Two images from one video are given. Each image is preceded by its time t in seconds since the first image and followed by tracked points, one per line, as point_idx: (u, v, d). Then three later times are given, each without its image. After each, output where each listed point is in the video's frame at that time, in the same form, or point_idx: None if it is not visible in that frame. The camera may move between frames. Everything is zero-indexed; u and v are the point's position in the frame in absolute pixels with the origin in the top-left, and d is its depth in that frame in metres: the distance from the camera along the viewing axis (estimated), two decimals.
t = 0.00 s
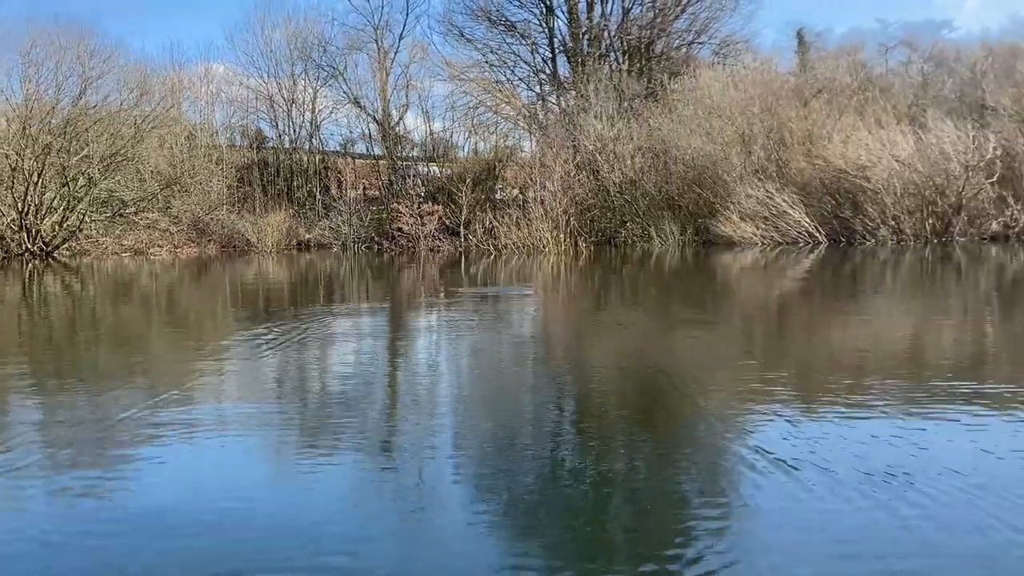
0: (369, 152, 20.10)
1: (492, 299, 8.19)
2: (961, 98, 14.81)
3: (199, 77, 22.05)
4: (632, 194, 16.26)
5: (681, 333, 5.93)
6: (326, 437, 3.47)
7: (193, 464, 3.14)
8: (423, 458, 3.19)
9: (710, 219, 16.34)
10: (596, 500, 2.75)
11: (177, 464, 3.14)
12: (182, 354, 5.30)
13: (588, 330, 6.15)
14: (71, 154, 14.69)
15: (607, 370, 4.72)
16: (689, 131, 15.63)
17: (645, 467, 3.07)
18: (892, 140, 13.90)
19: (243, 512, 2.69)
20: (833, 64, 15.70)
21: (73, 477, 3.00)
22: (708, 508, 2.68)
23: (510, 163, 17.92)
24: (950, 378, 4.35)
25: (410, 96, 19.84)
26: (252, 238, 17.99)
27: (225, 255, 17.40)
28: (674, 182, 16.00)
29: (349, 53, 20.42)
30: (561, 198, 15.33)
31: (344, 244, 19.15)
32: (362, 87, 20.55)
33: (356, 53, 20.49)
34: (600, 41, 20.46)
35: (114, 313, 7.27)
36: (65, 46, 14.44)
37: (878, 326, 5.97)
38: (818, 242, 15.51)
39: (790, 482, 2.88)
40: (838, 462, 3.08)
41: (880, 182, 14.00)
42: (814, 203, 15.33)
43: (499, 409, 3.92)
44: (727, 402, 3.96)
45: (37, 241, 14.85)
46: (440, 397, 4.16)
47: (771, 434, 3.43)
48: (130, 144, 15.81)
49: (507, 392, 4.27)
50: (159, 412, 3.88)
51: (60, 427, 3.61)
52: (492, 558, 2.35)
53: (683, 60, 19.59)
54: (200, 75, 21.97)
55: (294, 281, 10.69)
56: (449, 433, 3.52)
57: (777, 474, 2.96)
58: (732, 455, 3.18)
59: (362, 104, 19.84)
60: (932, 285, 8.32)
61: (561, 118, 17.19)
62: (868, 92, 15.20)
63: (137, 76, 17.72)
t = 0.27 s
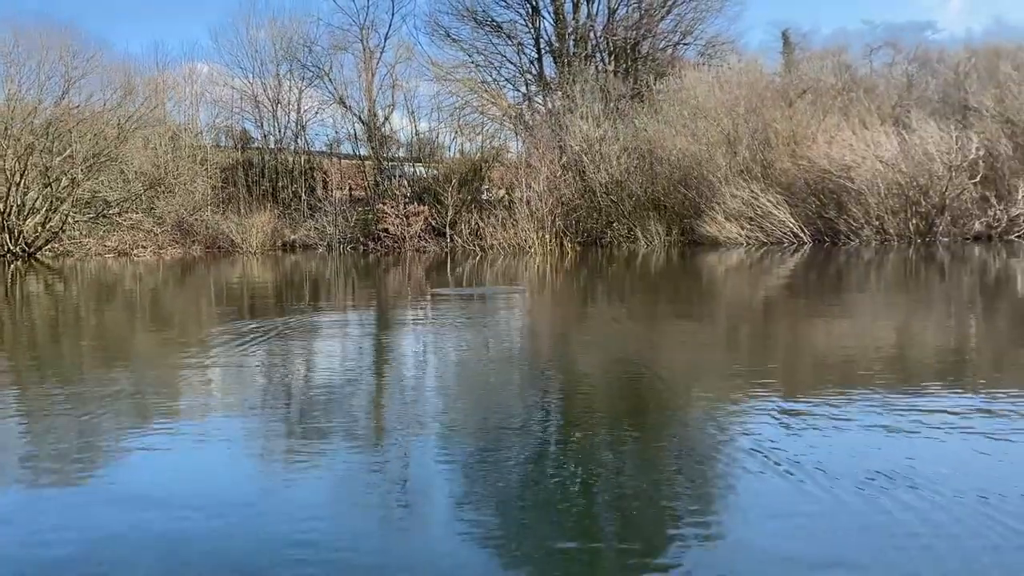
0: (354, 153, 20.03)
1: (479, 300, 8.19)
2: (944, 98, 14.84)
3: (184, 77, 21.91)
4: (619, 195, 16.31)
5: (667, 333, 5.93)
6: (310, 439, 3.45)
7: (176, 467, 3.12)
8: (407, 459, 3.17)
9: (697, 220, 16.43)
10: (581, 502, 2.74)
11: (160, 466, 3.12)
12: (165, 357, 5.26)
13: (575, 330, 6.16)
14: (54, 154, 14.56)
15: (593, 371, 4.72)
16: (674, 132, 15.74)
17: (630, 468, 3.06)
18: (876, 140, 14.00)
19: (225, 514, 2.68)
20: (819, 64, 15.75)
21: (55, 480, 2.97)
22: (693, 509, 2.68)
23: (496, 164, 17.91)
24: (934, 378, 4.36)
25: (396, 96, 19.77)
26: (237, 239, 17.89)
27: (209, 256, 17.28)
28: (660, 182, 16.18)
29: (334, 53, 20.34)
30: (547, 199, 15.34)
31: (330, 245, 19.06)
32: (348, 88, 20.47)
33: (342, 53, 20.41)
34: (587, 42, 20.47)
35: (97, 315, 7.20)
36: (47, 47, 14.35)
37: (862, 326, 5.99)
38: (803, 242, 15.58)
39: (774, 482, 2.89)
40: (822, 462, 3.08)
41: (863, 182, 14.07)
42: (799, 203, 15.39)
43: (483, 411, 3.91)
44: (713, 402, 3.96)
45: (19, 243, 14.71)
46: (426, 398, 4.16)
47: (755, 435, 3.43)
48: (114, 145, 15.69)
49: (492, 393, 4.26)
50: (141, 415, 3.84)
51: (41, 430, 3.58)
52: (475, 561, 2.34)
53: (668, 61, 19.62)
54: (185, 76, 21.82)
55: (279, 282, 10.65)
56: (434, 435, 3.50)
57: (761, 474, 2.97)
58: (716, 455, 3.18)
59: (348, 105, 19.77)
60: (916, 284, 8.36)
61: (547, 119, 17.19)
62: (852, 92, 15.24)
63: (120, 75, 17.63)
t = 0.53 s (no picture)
0: (341, 153, 19.99)
1: (468, 301, 8.20)
2: (929, 99, 14.95)
3: (170, 77, 21.81)
4: (606, 196, 16.29)
5: (655, 333, 5.94)
6: (299, 441, 3.43)
7: (163, 469, 3.09)
8: (397, 461, 3.16)
9: (684, 220, 16.48)
10: (572, 503, 2.73)
11: (147, 469, 3.10)
12: (152, 358, 5.23)
13: (563, 331, 6.17)
14: (38, 154, 14.48)
15: (582, 371, 4.73)
16: (662, 133, 15.82)
17: (622, 469, 3.05)
18: (862, 141, 14.09)
19: (214, 517, 2.66)
20: (805, 65, 15.81)
21: (41, 483, 2.94)
22: (685, 510, 2.67)
23: (484, 164, 17.90)
24: (921, 377, 4.38)
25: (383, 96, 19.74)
26: (223, 240, 17.81)
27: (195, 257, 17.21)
28: (647, 183, 16.17)
29: (322, 53, 20.28)
30: (535, 199, 15.35)
31: (316, 245, 18.98)
32: (335, 88, 20.42)
33: (329, 53, 20.36)
34: (574, 42, 20.49)
35: (83, 317, 7.15)
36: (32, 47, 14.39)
37: (849, 326, 6.01)
38: (790, 242, 15.62)
39: (765, 481, 2.89)
40: (812, 461, 3.08)
41: (850, 182, 14.13)
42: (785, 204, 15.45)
43: (474, 411, 3.90)
44: (702, 402, 3.96)
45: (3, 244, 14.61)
46: (415, 399, 4.14)
47: (747, 433, 3.43)
48: (99, 145, 15.61)
49: (481, 393, 4.25)
50: (129, 417, 3.81)
51: (27, 433, 3.54)
52: (467, 563, 2.33)
53: (655, 61, 19.66)
54: (171, 76, 21.71)
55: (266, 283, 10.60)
56: (423, 436, 3.48)
57: (752, 473, 2.97)
58: (708, 455, 3.18)
59: (335, 105, 19.72)
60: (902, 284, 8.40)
61: (535, 119, 17.20)
62: (838, 93, 15.32)
63: (104, 75, 17.64)
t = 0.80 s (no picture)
0: (329, 154, 19.94)
1: (459, 300, 8.22)
2: (917, 100, 15.09)
3: (158, 77, 21.70)
4: (595, 197, 16.37)
5: (644, 334, 5.95)
6: (286, 442, 3.42)
7: (150, 470, 3.08)
8: (384, 462, 3.16)
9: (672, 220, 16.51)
10: (561, 504, 2.73)
11: (134, 471, 3.08)
12: (139, 359, 5.20)
13: (553, 331, 6.18)
14: (24, 155, 14.37)
15: (571, 372, 4.73)
16: (650, 134, 15.86)
17: (610, 469, 3.06)
18: (849, 142, 14.13)
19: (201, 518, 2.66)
20: (794, 65, 15.88)
21: (26, 485, 2.92)
22: (673, 510, 2.67)
23: (474, 164, 17.89)
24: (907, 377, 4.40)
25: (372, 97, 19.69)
26: (210, 241, 17.74)
27: (183, 257, 17.14)
28: (637, 184, 16.23)
29: (311, 53, 20.21)
30: (524, 199, 15.35)
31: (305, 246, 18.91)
32: (324, 88, 20.36)
33: (318, 54, 20.30)
34: (564, 43, 20.50)
35: (69, 317, 7.10)
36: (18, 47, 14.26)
37: (837, 326, 6.04)
38: (778, 242, 15.66)
39: (752, 481, 2.90)
40: (798, 461, 3.10)
41: (837, 182, 14.18)
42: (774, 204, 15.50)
43: (462, 412, 3.89)
44: (690, 403, 3.97)
45: None
46: (403, 400, 4.14)
47: (736, 434, 3.44)
48: (86, 146, 15.52)
49: (470, 394, 4.25)
50: (115, 418, 3.79)
51: (12, 435, 3.52)
52: (455, 563, 2.33)
53: (645, 62, 19.70)
54: (159, 76, 21.59)
55: (254, 283, 10.56)
56: (412, 437, 3.48)
57: (738, 473, 2.99)
58: (695, 455, 3.19)
59: (324, 105, 19.66)
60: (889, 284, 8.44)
61: (525, 120, 17.20)
62: (826, 93, 15.40)
63: (91, 74, 17.51)
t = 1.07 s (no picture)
0: (320, 154, 19.90)
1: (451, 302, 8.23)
2: (907, 101, 15.17)
3: (148, 77, 21.63)
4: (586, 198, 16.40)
5: (635, 334, 5.96)
6: (277, 443, 3.41)
7: (141, 471, 3.07)
8: (376, 462, 3.15)
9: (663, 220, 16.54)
10: (552, 505, 2.73)
11: (124, 471, 3.07)
12: (129, 361, 5.18)
13: (545, 331, 6.19)
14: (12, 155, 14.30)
15: (562, 372, 4.73)
16: (641, 134, 15.87)
17: (602, 470, 3.06)
18: (840, 142, 14.12)
19: (192, 518, 2.65)
20: (784, 66, 15.93)
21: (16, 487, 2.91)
22: (664, 512, 2.67)
23: (465, 165, 17.88)
24: (897, 377, 4.42)
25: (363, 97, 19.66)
26: (200, 242, 17.69)
27: (172, 258, 17.10)
28: (628, 184, 16.25)
29: (301, 53, 20.16)
30: (515, 200, 15.36)
31: (295, 246, 18.87)
32: (315, 88, 20.31)
33: (309, 54, 20.26)
34: (555, 43, 20.51)
35: (59, 318, 7.08)
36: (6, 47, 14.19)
37: (827, 326, 6.07)
38: (768, 243, 15.70)
39: (743, 481, 2.92)
40: (789, 461, 3.11)
41: (828, 183, 14.22)
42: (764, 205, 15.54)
43: (454, 413, 3.88)
44: (681, 403, 3.98)
45: None
46: (395, 401, 4.14)
47: (728, 435, 3.45)
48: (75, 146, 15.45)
49: (462, 395, 4.25)
50: (106, 420, 3.78)
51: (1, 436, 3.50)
52: (446, 563, 2.33)
53: (636, 62, 19.73)
54: (149, 76, 21.51)
55: (245, 284, 10.53)
56: (403, 438, 3.48)
57: (729, 473, 3.00)
58: (687, 456, 3.19)
59: (314, 105, 19.62)
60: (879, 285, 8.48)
61: (516, 120, 17.21)
62: (816, 94, 15.46)
63: (80, 73, 17.42)
